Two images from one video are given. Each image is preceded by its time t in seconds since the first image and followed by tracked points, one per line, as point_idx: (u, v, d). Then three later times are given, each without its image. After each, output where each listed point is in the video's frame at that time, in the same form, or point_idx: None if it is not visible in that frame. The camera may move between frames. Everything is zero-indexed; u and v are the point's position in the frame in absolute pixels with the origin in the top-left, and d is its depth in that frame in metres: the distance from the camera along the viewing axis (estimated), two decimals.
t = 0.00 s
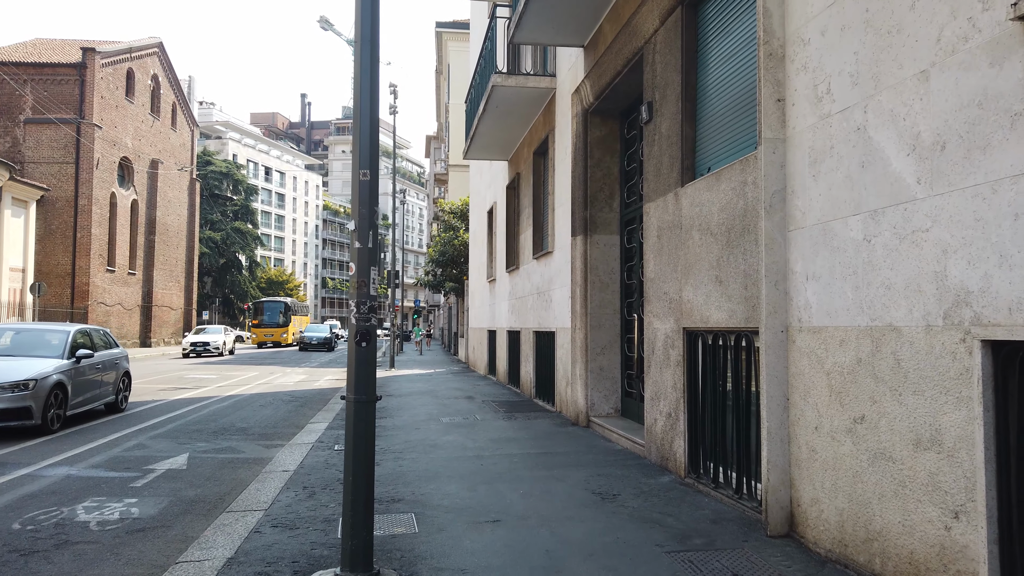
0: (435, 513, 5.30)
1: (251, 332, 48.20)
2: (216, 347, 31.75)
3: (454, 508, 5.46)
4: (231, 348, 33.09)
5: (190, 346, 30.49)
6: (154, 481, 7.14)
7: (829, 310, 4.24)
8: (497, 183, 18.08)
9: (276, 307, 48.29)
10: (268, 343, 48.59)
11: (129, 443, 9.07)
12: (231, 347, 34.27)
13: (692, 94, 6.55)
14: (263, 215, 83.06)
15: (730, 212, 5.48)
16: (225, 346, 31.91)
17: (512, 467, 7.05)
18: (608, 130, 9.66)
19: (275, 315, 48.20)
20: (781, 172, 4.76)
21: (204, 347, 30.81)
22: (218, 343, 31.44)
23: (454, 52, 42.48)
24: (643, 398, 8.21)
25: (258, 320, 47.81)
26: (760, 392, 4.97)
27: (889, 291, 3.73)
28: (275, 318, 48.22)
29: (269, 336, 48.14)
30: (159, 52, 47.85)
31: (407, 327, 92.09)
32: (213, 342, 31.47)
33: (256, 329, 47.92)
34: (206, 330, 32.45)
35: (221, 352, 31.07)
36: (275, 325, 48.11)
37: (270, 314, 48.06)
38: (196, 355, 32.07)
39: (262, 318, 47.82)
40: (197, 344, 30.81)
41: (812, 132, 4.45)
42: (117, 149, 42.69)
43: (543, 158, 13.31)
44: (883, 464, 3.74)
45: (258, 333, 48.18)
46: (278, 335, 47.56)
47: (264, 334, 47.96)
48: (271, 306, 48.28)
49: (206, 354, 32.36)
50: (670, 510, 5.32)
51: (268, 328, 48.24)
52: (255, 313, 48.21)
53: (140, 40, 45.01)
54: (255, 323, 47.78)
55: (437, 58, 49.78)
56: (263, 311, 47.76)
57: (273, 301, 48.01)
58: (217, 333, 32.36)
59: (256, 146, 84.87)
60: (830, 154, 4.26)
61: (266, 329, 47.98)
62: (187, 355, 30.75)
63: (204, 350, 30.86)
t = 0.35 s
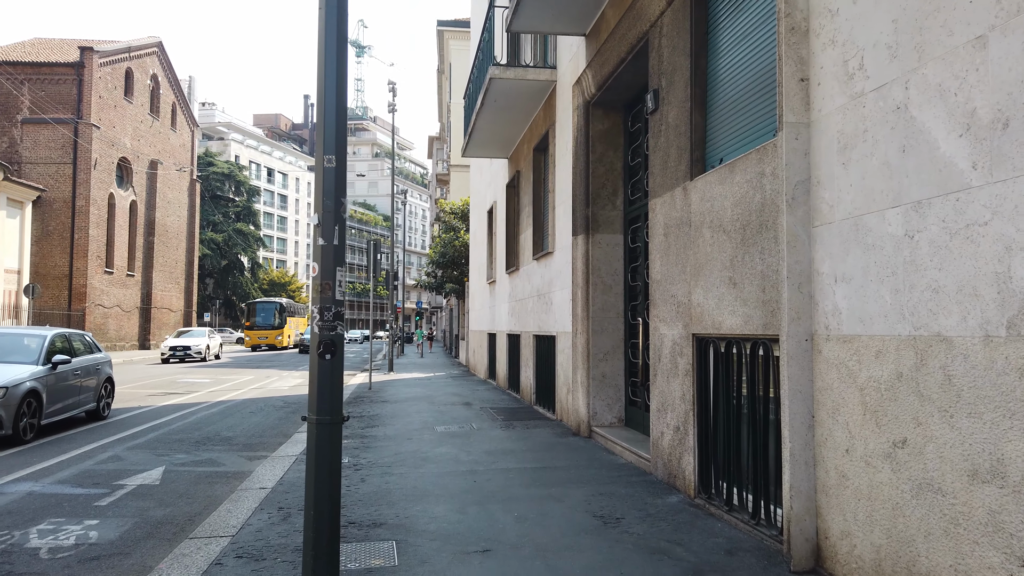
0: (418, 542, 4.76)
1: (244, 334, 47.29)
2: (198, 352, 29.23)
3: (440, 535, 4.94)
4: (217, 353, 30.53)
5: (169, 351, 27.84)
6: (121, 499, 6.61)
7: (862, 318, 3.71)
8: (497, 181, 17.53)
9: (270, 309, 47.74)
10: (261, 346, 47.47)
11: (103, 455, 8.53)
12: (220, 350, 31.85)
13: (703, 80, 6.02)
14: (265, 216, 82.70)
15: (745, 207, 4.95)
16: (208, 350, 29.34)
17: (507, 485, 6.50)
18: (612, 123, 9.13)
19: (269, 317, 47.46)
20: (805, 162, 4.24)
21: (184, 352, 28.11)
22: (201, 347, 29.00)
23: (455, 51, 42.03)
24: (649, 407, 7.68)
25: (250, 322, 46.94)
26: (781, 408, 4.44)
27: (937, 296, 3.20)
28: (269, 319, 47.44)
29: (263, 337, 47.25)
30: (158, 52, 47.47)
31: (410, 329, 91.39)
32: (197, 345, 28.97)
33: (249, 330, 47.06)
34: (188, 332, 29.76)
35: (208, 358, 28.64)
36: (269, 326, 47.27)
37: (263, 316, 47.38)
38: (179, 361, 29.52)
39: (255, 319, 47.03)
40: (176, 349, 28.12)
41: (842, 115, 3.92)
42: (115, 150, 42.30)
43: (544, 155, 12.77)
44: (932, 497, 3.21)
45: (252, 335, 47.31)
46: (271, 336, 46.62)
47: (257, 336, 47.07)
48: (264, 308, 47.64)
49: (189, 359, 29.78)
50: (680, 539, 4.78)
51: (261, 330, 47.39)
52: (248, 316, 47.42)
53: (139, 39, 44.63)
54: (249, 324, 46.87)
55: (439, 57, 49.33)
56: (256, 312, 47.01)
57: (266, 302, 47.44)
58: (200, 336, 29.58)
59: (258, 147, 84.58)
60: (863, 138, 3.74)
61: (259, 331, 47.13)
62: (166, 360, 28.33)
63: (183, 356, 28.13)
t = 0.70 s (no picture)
0: (406, 573, 4.26)
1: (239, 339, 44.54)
2: (180, 358, 26.98)
3: (432, 565, 4.44)
4: (201, 360, 28.21)
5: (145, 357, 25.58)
6: (92, 519, 6.14)
7: (914, 324, 3.21)
8: (501, 182, 17.03)
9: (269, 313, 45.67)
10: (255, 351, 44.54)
11: (82, 468, 8.07)
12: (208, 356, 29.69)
13: (722, 63, 5.52)
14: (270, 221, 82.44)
15: (771, 200, 4.45)
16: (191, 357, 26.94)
17: (509, 504, 6.00)
18: (620, 116, 8.64)
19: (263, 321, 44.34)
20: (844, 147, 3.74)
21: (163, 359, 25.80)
22: (183, 353, 26.70)
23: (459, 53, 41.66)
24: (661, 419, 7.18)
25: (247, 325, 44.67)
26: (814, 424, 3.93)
27: (1012, 299, 2.70)
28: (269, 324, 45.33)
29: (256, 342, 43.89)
30: (161, 56, 47.21)
31: (416, 334, 90.51)
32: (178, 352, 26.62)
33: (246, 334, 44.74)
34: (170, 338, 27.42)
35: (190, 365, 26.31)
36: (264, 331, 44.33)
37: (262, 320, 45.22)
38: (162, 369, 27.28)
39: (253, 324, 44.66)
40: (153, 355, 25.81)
41: (887, 90, 3.43)
42: (118, 154, 42.00)
43: (549, 153, 12.28)
44: (1006, 537, 2.72)
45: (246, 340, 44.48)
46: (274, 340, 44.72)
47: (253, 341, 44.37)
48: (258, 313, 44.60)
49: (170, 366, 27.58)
50: (699, 570, 4.27)
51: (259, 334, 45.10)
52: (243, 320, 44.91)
53: (142, 42, 44.38)
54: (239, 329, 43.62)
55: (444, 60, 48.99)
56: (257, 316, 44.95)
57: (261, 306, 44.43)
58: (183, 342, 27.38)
59: (264, 152, 84.42)
60: (914, 115, 3.25)
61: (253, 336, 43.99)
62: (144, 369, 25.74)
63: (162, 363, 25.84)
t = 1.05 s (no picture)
0: None
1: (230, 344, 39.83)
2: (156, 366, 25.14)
3: None
4: (179, 366, 26.33)
5: (115, 363, 23.72)
6: (61, 539, 5.69)
7: (983, 331, 2.72)
8: (506, 183, 16.57)
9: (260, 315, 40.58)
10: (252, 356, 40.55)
11: (60, 481, 7.62)
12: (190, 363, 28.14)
13: (744, 45, 5.04)
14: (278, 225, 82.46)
15: (803, 190, 3.97)
16: (167, 362, 25.10)
17: (511, 525, 5.52)
18: (629, 109, 8.18)
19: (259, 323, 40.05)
20: (891, 127, 3.26)
21: (135, 365, 23.90)
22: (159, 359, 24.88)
23: (465, 54, 41.33)
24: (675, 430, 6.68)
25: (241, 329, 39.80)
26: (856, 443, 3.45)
27: None
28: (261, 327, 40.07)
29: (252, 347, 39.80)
30: (166, 58, 47.07)
31: (422, 338, 89.69)
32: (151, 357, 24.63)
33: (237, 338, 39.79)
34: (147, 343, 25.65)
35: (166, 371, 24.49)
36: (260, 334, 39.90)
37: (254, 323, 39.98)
38: (139, 376, 25.61)
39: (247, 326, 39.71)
40: (123, 361, 23.88)
41: (944, 61, 2.96)
42: (122, 156, 41.70)
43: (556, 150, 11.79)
44: None
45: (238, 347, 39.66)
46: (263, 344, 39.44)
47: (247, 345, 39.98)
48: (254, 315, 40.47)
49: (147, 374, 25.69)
50: None
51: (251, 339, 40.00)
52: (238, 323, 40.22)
53: (147, 45, 44.22)
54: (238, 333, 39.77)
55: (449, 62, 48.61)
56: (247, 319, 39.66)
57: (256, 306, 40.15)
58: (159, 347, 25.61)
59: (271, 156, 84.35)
60: (980, 87, 2.77)
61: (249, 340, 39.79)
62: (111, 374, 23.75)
63: (134, 370, 23.93)
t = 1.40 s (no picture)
0: None
1: (227, 348, 37.98)
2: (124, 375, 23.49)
3: None
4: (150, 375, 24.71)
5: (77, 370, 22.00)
6: (23, 563, 5.20)
7: None
8: (512, 183, 16.13)
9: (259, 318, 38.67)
10: (249, 362, 38.30)
11: (36, 495, 7.14)
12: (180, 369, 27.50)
13: (771, 16, 4.55)
14: (285, 230, 82.46)
15: (845, 172, 3.48)
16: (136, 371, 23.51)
17: (514, 548, 5.02)
18: (641, 99, 7.70)
19: (258, 327, 38.14)
20: (956, 95, 2.77)
21: (99, 374, 22.20)
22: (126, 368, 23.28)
23: (471, 56, 41.05)
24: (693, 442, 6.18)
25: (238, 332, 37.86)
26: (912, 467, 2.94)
27: None
28: (259, 331, 38.11)
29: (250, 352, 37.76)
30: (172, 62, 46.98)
31: (429, 343, 89.18)
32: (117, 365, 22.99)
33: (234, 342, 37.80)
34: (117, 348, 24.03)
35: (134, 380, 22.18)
36: (259, 338, 37.96)
37: (253, 326, 38.05)
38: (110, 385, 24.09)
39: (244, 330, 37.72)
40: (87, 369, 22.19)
41: None
42: (127, 160, 41.44)
43: (563, 147, 11.32)
44: None
45: (236, 351, 37.92)
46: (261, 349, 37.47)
47: (243, 350, 37.86)
48: (252, 318, 38.56)
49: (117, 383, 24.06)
50: None
51: (248, 343, 38.00)
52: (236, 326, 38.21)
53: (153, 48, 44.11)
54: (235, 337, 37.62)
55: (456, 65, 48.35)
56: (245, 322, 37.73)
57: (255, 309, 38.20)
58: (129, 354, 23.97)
59: (279, 161, 84.28)
60: None
61: (246, 344, 37.73)
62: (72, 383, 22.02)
63: (98, 379, 22.25)
